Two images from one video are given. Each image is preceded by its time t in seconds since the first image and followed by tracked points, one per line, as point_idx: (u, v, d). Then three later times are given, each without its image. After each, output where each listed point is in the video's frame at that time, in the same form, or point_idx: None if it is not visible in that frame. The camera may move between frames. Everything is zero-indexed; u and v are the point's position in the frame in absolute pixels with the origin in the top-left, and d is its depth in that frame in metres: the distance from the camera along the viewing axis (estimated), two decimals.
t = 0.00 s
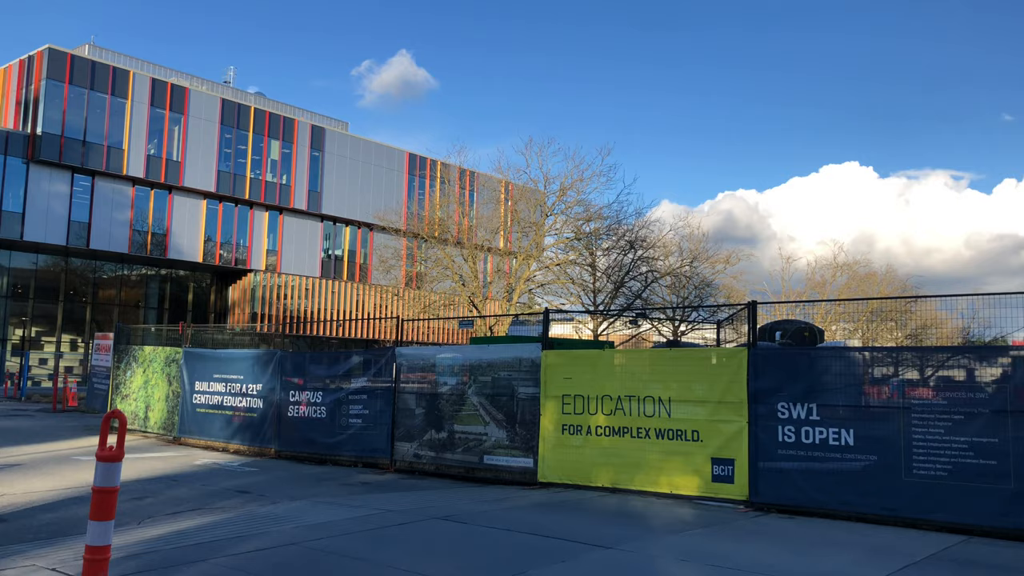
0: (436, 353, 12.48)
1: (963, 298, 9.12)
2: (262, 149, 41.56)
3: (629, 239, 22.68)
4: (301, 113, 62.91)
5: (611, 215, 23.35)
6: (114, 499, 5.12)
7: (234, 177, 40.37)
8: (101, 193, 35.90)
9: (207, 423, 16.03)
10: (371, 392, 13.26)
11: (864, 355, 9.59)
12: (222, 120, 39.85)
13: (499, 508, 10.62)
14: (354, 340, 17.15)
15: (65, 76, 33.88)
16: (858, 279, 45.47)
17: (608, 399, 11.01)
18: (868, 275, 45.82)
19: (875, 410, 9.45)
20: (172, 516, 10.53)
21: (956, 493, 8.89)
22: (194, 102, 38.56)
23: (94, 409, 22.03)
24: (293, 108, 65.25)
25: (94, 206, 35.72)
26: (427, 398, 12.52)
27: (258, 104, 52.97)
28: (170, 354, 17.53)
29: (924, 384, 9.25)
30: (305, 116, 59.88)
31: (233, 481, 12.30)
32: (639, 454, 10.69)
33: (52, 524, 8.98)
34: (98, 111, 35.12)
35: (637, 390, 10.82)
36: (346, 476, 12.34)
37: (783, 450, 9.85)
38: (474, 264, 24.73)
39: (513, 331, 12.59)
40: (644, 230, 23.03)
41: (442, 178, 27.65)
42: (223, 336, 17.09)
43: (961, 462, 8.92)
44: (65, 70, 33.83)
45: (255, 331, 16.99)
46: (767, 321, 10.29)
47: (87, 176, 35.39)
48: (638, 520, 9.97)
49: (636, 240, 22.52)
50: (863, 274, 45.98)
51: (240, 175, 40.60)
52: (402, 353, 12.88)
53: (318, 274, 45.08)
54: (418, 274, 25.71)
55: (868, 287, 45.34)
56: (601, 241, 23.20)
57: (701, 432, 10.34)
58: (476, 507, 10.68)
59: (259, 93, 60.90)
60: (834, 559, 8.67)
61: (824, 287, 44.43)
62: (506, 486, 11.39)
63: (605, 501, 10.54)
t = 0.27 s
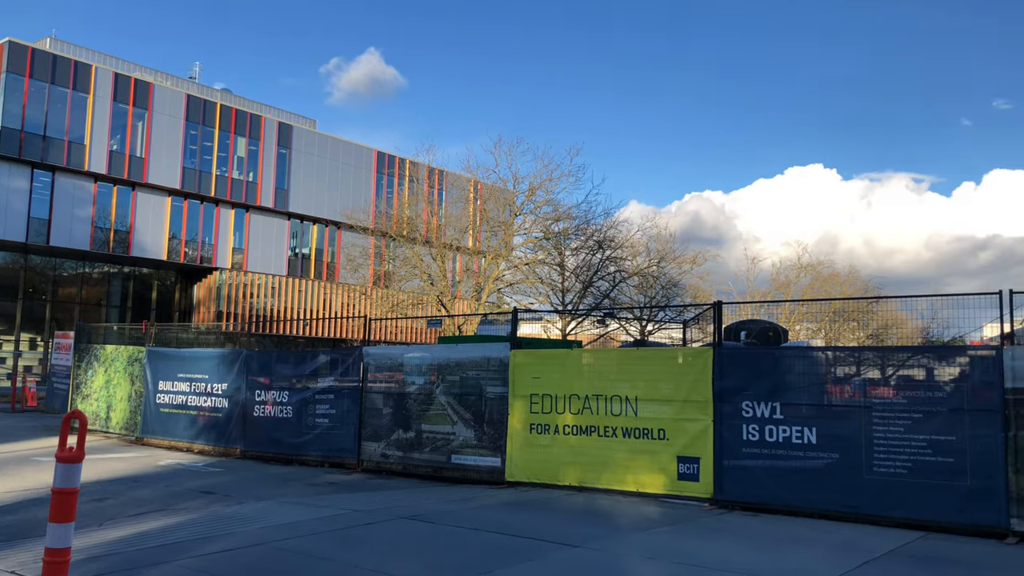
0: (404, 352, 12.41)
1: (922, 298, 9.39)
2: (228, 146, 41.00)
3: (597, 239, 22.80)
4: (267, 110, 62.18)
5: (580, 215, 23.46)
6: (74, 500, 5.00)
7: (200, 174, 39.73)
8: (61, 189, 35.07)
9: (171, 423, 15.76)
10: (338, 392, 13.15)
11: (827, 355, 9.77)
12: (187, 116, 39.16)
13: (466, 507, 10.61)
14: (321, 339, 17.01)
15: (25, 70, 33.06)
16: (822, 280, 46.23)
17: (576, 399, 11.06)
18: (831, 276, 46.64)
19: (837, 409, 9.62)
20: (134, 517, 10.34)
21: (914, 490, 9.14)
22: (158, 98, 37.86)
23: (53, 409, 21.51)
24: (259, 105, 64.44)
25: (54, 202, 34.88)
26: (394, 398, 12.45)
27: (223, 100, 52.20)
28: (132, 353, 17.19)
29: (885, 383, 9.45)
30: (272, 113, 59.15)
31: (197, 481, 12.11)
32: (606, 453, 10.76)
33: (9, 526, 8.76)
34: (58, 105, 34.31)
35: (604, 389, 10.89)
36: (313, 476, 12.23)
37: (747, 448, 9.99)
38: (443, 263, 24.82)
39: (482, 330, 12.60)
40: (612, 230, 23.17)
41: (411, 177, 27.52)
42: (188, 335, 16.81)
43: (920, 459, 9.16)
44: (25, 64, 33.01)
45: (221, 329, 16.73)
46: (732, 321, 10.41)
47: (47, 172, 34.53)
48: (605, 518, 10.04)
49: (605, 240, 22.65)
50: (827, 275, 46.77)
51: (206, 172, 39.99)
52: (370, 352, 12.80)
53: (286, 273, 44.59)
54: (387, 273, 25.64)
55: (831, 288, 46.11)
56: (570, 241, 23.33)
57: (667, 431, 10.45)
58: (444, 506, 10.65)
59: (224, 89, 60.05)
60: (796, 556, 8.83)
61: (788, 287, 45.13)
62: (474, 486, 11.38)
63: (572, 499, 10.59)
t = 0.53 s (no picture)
0: (366, 351, 12.33)
1: (879, 299, 9.56)
2: (188, 141, 40.45)
3: (561, 239, 22.90)
4: (231, 107, 61.41)
5: (545, 215, 23.50)
6: (25, 501, 4.87)
7: (158, 170, 39.13)
8: (14, 184, 34.22)
9: (128, 423, 15.49)
10: (299, 391, 13.03)
11: (786, 353, 9.93)
12: (145, 111, 38.46)
13: (429, 506, 10.58)
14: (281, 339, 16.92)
15: None
16: (782, 280, 46.92)
17: (539, 398, 11.08)
18: (791, 276, 47.36)
19: (796, 407, 9.76)
20: (89, 520, 10.13)
21: (869, 487, 9.31)
22: (116, 92, 37.14)
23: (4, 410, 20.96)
24: (223, 101, 63.58)
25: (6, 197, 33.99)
26: (356, 397, 12.37)
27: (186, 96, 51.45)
28: (88, 352, 16.84)
29: (843, 382, 9.60)
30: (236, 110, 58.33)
31: (154, 482, 11.90)
32: (569, 451, 10.79)
33: None
34: (13, 98, 33.49)
35: (567, 388, 10.92)
36: (275, 476, 12.10)
37: (708, 446, 10.09)
38: (407, 263, 24.75)
39: (446, 329, 12.58)
40: (576, 230, 23.28)
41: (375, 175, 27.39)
42: (145, 334, 16.52)
43: (876, 457, 9.33)
44: None
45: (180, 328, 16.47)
46: (694, 321, 10.53)
47: None
48: (567, 517, 10.08)
49: (569, 240, 22.75)
50: (786, 276, 47.47)
51: (165, 168, 39.42)
52: (332, 351, 12.70)
53: (246, 271, 44.10)
54: (349, 271, 25.48)
55: (791, 288, 46.83)
56: (535, 241, 23.21)
57: (629, 429, 10.51)
58: (406, 506, 10.60)
59: (186, 84, 59.15)
60: (755, 553, 8.94)
61: (749, 287, 45.75)
62: (437, 485, 11.35)
63: (535, 498, 10.60)
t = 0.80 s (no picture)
0: (335, 350, 12.24)
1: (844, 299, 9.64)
2: (154, 137, 39.84)
3: (532, 238, 22.91)
4: (198, 103, 60.65)
5: (515, 214, 23.47)
6: None
7: (123, 166, 38.52)
8: None
9: (91, 423, 15.24)
10: (266, 391, 12.90)
11: (752, 353, 10.00)
12: (109, 106, 37.80)
13: (398, 506, 10.53)
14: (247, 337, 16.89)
15: None
16: (749, 281, 47.35)
17: (508, 397, 11.07)
18: (758, 277, 47.80)
19: (762, 406, 9.86)
20: (49, 521, 9.94)
21: (833, 484, 9.44)
22: (79, 86, 36.46)
23: None
24: (190, 96, 62.78)
25: None
26: (324, 397, 12.28)
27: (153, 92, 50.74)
28: (49, 351, 16.52)
29: (808, 380, 9.71)
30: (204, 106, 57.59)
31: (117, 483, 11.71)
32: (538, 450, 10.81)
33: None
34: None
35: (536, 387, 10.92)
36: (241, 476, 11.97)
37: (675, 444, 10.16)
38: (376, 260, 24.48)
39: (416, 328, 12.53)
40: (547, 229, 23.28)
41: (344, 172, 27.12)
42: (108, 333, 16.24)
43: (839, 454, 9.46)
44: None
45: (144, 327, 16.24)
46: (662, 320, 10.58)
47: None
48: (536, 516, 10.10)
49: (539, 239, 22.78)
50: (753, 276, 47.90)
51: (130, 164, 38.81)
52: (300, 350, 12.58)
53: (213, 269, 43.68)
54: (318, 270, 25.10)
55: (759, 287, 47.24)
56: (505, 240, 23.22)
57: (598, 428, 10.55)
58: (374, 506, 10.55)
59: (152, 79, 58.31)
60: (721, 550, 9.02)
61: (717, 287, 46.17)
62: (405, 485, 11.31)
63: (504, 497, 10.60)
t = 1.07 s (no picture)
0: (299, 349, 12.13)
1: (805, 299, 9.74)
2: (113, 132, 38.99)
3: (499, 237, 22.82)
4: (159, 98, 59.65)
5: (482, 213, 23.52)
6: None
7: (82, 161, 37.73)
8: None
9: (48, 423, 14.93)
10: (229, 390, 12.74)
11: (716, 352, 10.08)
12: (68, 100, 36.97)
13: (362, 506, 10.47)
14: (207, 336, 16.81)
15: None
16: (712, 280, 47.66)
17: (474, 396, 11.05)
18: (722, 277, 48.14)
19: (725, 404, 9.96)
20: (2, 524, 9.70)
21: (794, 482, 9.57)
22: (36, 79, 35.62)
23: None
24: (151, 91, 61.69)
25: None
26: (288, 396, 12.16)
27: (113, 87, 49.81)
28: (4, 350, 16.13)
29: (770, 379, 9.83)
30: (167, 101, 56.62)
31: (74, 484, 11.48)
32: (504, 449, 10.81)
33: None
34: None
35: (502, 386, 10.91)
36: (203, 476, 11.81)
37: (640, 443, 10.23)
38: (342, 259, 24.41)
39: (381, 327, 12.47)
40: (514, 229, 23.11)
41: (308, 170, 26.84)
42: (66, 331, 15.92)
43: (800, 452, 9.58)
44: None
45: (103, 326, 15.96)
46: (627, 320, 10.63)
47: None
48: (501, 515, 10.10)
49: (506, 238, 22.72)
50: (717, 276, 48.20)
51: (88, 159, 38.03)
52: (263, 349, 12.45)
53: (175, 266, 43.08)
54: (282, 268, 24.90)
55: (722, 287, 47.27)
56: (472, 239, 23.33)
57: (563, 427, 10.58)
58: (338, 506, 10.47)
59: (112, 73, 57.20)
60: (684, 547, 9.10)
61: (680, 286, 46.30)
62: (370, 484, 11.24)
63: (469, 496, 10.59)
